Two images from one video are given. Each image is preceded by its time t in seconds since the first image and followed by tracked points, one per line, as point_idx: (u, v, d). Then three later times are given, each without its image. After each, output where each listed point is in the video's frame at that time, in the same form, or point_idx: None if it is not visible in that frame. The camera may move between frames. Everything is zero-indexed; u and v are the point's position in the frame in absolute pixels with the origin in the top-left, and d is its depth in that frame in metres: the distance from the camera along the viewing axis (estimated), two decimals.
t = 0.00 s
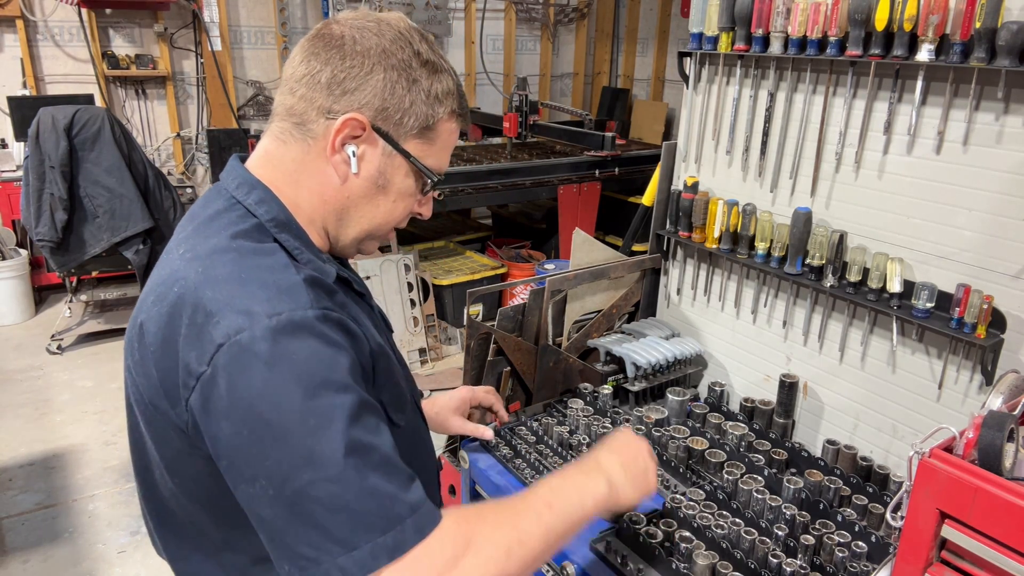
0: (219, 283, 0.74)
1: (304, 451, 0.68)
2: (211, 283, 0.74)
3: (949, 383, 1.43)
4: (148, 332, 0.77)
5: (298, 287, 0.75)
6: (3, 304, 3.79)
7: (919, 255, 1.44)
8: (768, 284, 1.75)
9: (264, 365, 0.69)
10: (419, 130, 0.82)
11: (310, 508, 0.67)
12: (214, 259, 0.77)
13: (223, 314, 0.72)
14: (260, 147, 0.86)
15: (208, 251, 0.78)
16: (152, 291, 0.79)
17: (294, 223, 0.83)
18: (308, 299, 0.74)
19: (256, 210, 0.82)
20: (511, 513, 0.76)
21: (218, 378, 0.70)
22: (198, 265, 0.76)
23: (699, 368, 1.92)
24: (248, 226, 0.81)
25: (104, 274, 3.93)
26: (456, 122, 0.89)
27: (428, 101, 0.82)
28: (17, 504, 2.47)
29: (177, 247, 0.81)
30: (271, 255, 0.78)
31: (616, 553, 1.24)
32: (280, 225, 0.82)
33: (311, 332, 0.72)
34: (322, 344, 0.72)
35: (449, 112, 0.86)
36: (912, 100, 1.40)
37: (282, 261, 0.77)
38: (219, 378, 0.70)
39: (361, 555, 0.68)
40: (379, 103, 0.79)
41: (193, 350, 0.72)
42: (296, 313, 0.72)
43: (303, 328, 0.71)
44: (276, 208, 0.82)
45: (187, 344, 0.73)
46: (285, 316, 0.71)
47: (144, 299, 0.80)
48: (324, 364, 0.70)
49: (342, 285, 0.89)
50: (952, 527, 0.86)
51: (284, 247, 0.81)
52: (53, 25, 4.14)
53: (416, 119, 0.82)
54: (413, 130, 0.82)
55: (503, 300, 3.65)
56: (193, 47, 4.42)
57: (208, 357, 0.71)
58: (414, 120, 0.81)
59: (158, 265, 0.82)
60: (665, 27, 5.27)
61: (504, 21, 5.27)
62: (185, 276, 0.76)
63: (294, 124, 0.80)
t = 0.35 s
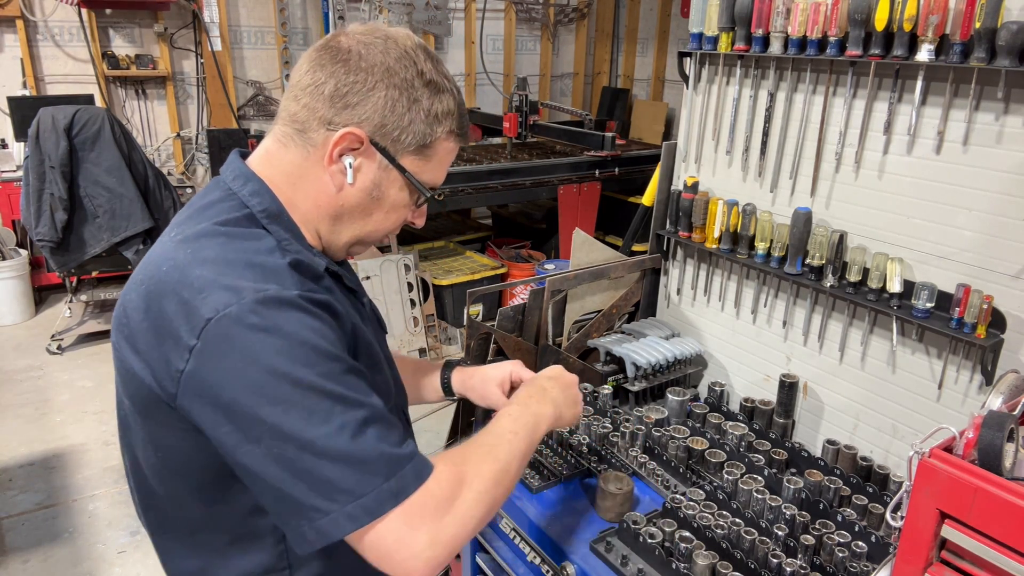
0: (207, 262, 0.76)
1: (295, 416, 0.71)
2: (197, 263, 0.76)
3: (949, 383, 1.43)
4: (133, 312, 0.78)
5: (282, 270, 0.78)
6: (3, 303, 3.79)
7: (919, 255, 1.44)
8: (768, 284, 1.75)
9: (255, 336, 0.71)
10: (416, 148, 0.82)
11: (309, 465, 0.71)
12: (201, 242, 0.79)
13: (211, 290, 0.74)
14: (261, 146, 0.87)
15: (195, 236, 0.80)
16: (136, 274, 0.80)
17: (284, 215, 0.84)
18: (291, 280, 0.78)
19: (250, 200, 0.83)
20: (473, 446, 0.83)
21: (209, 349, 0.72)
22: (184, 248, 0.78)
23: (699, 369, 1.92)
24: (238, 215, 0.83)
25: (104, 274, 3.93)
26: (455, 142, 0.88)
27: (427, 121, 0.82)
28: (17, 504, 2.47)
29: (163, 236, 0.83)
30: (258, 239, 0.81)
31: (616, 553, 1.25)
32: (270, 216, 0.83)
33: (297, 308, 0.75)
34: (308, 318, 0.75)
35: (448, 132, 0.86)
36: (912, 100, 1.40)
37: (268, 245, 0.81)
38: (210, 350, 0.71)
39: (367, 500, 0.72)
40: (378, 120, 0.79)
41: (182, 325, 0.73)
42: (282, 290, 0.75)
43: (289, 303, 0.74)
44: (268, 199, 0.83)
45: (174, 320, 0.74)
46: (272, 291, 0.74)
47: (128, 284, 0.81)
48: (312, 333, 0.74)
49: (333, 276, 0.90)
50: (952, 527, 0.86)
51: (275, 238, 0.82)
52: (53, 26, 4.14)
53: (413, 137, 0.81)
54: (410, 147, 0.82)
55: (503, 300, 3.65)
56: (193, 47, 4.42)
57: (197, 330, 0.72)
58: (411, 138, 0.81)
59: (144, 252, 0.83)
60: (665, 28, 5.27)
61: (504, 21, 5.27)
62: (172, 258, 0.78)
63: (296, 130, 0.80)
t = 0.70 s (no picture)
0: (148, 317, 0.78)
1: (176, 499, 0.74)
2: (141, 313, 0.79)
3: (949, 383, 1.43)
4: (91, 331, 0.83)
5: (216, 344, 0.78)
6: (3, 303, 3.79)
7: (919, 255, 1.44)
8: (768, 284, 1.75)
9: (156, 413, 0.74)
10: (395, 201, 0.80)
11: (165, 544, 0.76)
12: (158, 286, 0.81)
13: (137, 350, 0.76)
14: (251, 174, 0.89)
15: (157, 275, 0.82)
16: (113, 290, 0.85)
17: (258, 253, 0.87)
18: (220, 359, 0.78)
19: (223, 236, 0.86)
20: None
21: (116, 409, 0.75)
22: (142, 288, 0.81)
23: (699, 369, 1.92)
24: (208, 252, 0.85)
25: (104, 273, 3.93)
26: (446, 189, 0.84)
27: (406, 173, 0.79)
28: (17, 504, 2.47)
29: (148, 256, 0.87)
30: (210, 297, 0.82)
31: (615, 553, 1.25)
32: (241, 254, 0.86)
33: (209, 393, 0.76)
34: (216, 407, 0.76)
35: (436, 182, 0.82)
36: (912, 100, 1.40)
37: (217, 306, 0.81)
38: (115, 411, 0.75)
39: None
40: (350, 171, 0.77)
41: (106, 374, 0.78)
42: (200, 373, 0.76)
43: (201, 388, 0.76)
44: (241, 236, 0.86)
45: (105, 363, 0.78)
46: (187, 374, 0.75)
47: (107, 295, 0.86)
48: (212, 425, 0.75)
49: (285, 337, 0.88)
50: (952, 527, 0.86)
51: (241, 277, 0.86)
52: (53, 26, 4.14)
53: (391, 190, 0.79)
54: (388, 200, 0.80)
55: (503, 300, 3.65)
56: (193, 47, 4.42)
57: (112, 386, 0.76)
58: (388, 191, 0.79)
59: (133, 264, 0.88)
60: (665, 28, 5.27)
61: (504, 21, 5.27)
62: (128, 295, 0.82)
63: (274, 171, 0.81)
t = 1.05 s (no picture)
0: (109, 361, 0.81)
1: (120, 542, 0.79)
2: (104, 356, 0.82)
3: (949, 383, 1.43)
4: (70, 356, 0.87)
5: (168, 399, 0.80)
6: (3, 304, 3.79)
7: (920, 255, 1.44)
8: (768, 284, 1.75)
9: (102, 462, 0.77)
10: (360, 275, 0.78)
11: None
12: (126, 327, 0.84)
13: (95, 395, 0.79)
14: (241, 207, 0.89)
15: (129, 315, 0.85)
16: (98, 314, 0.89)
17: (235, 292, 0.88)
18: (170, 417, 0.79)
19: (201, 271, 0.87)
20: None
21: (70, 449, 0.79)
22: (112, 327, 0.84)
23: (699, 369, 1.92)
24: (183, 292, 0.87)
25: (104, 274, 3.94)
26: (421, 266, 0.81)
27: (370, 254, 0.76)
28: (17, 504, 2.47)
29: (132, 284, 0.90)
30: (173, 344, 0.83)
31: (616, 553, 1.25)
32: (217, 293, 0.87)
33: (154, 451, 0.78)
34: (159, 465, 0.78)
35: (407, 261, 0.78)
36: (912, 99, 1.40)
37: (178, 355, 0.82)
38: (69, 450, 0.79)
39: None
40: (311, 245, 0.76)
41: (68, 410, 0.81)
42: (146, 430, 0.78)
43: (146, 445, 0.78)
44: (219, 274, 0.87)
45: (69, 398, 0.82)
46: (133, 430, 0.77)
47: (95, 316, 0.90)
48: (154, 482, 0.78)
49: (257, 378, 0.90)
50: (952, 527, 0.86)
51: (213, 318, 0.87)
52: (53, 26, 4.14)
53: (354, 266, 0.77)
54: (353, 274, 0.78)
55: (503, 300, 3.65)
56: (193, 47, 4.42)
57: (68, 426, 0.80)
58: (352, 267, 0.77)
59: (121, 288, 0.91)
60: (665, 27, 5.27)
61: (504, 21, 5.27)
62: (101, 331, 0.85)
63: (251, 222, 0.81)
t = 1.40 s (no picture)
0: (102, 358, 0.82)
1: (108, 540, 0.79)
2: (98, 353, 0.82)
3: (949, 383, 1.43)
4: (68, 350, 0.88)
5: (157, 400, 0.80)
6: (3, 303, 3.79)
7: (919, 255, 1.44)
8: (768, 284, 1.75)
9: (90, 459, 0.78)
10: (339, 293, 0.79)
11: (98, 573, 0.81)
12: (121, 326, 0.84)
13: (87, 391, 0.80)
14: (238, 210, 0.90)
15: (125, 313, 0.85)
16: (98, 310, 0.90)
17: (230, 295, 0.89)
18: (158, 417, 0.79)
19: (198, 272, 0.88)
20: None
21: (60, 444, 0.80)
22: (108, 324, 0.85)
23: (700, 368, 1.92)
24: (179, 292, 0.87)
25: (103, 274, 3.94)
26: (401, 289, 0.81)
27: (347, 276, 0.76)
28: (17, 504, 2.47)
29: (132, 282, 0.90)
30: (166, 345, 0.83)
31: (616, 553, 1.25)
32: (211, 295, 0.88)
33: (140, 450, 0.78)
34: (144, 465, 0.78)
35: (385, 284, 0.78)
36: (912, 99, 1.40)
37: (169, 356, 0.83)
38: (59, 445, 0.80)
39: None
40: (290, 261, 0.76)
41: (61, 404, 0.82)
42: (134, 429, 0.78)
43: (133, 444, 0.78)
44: (214, 277, 0.88)
45: (64, 393, 0.83)
46: (121, 428, 0.78)
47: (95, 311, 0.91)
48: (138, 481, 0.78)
49: (250, 380, 0.90)
50: (952, 527, 0.86)
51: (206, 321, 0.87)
52: (53, 26, 4.14)
53: (333, 286, 0.77)
54: (332, 291, 0.79)
55: (503, 300, 3.65)
56: (193, 47, 4.42)
57: (60, 420, 0.80)
58: (331, 286, 0.77)
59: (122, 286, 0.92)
60: (665, 27, 5.27)
61: (504, 21, 5.27)
62: (97, 327, 0.85)
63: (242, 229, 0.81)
